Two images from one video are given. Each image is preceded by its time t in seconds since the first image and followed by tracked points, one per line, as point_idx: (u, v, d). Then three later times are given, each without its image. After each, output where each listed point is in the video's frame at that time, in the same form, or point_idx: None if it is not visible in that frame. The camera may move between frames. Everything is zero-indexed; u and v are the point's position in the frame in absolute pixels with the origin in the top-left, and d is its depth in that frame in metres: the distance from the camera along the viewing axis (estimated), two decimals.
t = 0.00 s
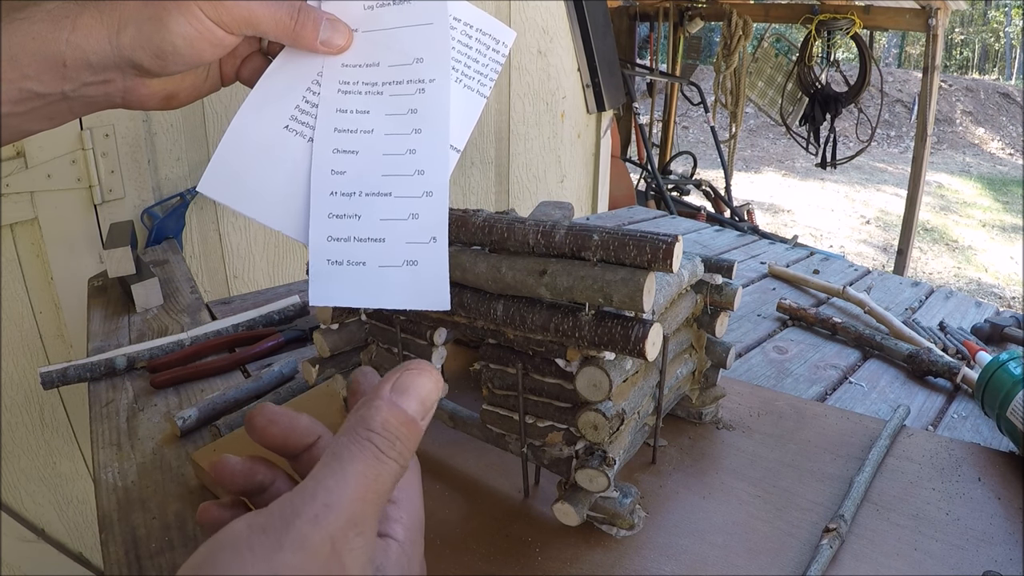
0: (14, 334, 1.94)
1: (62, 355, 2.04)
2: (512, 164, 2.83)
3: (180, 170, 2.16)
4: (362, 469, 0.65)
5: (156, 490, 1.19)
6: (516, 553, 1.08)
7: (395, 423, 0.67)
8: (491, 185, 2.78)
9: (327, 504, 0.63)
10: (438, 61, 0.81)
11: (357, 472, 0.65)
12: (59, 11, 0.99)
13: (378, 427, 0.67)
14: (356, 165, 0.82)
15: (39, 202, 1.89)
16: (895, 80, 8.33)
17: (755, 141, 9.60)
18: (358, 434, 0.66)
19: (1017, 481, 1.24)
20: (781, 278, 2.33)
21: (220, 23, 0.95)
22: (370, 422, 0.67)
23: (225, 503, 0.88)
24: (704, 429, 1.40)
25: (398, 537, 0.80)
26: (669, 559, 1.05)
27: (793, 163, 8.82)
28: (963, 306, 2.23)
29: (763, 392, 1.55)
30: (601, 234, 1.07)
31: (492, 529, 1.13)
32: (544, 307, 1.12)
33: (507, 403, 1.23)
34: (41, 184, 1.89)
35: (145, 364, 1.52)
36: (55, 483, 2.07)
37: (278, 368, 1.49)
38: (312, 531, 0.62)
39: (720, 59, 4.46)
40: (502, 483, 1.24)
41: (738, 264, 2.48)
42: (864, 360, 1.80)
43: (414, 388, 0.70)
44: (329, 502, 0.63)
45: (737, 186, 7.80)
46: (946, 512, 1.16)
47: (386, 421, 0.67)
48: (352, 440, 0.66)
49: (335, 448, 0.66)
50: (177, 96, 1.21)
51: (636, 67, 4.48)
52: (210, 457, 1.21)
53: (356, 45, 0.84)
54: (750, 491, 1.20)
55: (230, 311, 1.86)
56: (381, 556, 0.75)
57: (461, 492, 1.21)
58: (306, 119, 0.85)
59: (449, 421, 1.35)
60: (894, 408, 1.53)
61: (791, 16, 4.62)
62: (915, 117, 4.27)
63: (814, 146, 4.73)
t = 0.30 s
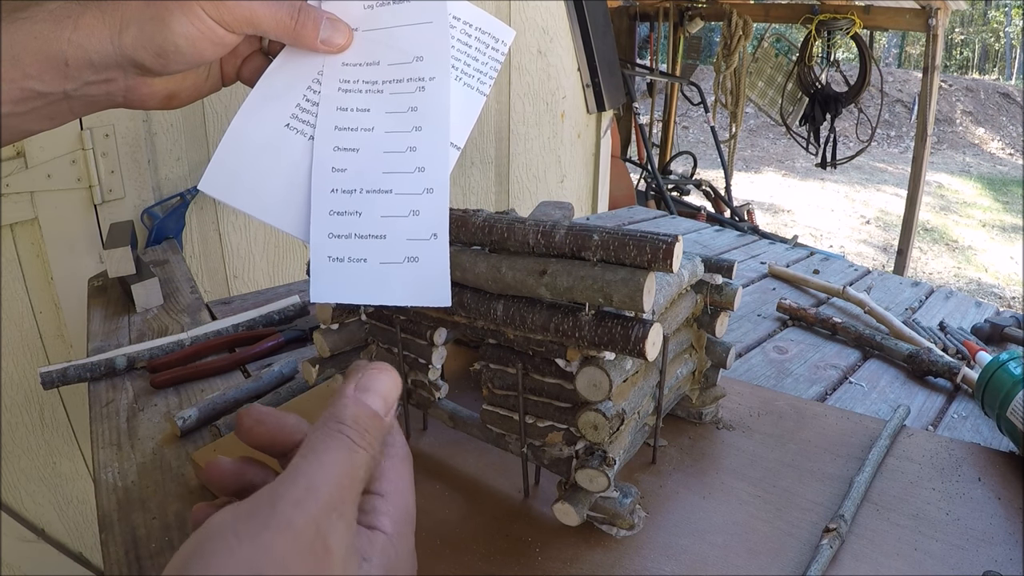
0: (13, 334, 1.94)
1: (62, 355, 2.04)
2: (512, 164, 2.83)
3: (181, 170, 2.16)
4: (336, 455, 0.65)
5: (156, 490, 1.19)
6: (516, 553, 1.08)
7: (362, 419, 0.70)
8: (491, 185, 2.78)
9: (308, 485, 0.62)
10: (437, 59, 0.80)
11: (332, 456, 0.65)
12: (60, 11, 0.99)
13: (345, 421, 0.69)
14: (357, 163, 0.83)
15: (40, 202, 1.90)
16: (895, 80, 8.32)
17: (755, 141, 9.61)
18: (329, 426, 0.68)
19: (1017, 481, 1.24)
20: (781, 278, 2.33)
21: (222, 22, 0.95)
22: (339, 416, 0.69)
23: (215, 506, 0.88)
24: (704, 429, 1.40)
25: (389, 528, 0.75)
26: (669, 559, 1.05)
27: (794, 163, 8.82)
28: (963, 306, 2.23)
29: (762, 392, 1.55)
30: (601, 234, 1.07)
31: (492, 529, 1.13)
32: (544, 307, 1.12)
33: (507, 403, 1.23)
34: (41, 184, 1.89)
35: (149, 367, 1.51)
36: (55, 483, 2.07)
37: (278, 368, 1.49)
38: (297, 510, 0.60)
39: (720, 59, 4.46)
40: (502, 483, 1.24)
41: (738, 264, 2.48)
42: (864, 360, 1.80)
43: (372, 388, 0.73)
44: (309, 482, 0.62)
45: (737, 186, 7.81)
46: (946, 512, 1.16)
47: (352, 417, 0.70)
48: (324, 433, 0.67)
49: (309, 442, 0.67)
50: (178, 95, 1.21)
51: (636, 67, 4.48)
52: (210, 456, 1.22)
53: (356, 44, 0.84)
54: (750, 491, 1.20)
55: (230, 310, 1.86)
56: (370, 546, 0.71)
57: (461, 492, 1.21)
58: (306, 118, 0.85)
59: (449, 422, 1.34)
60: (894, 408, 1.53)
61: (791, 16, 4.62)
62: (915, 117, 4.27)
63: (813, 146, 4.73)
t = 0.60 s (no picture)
0: (13, 334, 1.94)
1: (62, 355, 2.03)
2: (512, 164, 2.83)
3: (180, 170, 2.16)
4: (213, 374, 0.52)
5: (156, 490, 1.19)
6: (516, 553, 1.08)
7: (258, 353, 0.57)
8: (491, 185, 2.78)
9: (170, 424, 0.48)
10: (434, 67, 0.80)
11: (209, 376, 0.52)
12: (59, 15, 1.00)
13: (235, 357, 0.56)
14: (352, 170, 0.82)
15: (40, 202, 1.90)
16: (895, 79, 8.31)
17: (755, 141, 9.61)
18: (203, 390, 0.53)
19: (1017, 481, 1.24)
20: (781, 278, 2.33)
21: (219, 28, 0.94)
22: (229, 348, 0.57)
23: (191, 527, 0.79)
24: (704, 429, 1.40)
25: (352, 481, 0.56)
26: (670, 559, 1.05)
27: (794, 163, 8.82)
28: (963, 306, 2.23)
29: (762, 392, 1.55)
30: (601, 234, 1.07)
31: (492, 529, 1.13)
32: (544, 307, 1.12)
33: (507, 403, 1.23)
34: (41, 184, 1.89)
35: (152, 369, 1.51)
36: (54, 483, 2.08)
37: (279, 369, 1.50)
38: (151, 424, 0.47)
39: (720, 59, 4.46)
40: (502, 482, 1.24)
41: (738, 264, 2.48)
42: (864, 360, 1.80)
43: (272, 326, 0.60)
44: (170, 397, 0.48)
45: (737, 186, 7.81)
46: (946, 512, 1.16)
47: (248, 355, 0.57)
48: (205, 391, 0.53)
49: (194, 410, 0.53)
50: (174, 100, 1.21)
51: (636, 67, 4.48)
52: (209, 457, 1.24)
53: (354, 51, 0.85)
54: (750, 491, 1.20)
55: (230, 310, 1.86)
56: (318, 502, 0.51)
57: (461, 492, 1.21)
58: (303, 124, 0.84)
59: (449, 422, 1.33)
60: (894, 408, 1.53)
61: (791, 16, 4.62)
62: (915, 117, 4.27)
63: (813, 146, 4.74)
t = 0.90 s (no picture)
0: (13, 334, 1.94)
1: (62, 356, 2.03)
2: (512, 164, 2.83)
3: (180, 170, 2.16)
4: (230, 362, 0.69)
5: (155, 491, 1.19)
6: (516, 553, 1.08)
7: (270, 340, 0.75)
8: (491, 185, 2.78)
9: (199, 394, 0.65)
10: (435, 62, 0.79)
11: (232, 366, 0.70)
12: (58, 14, 1.00)
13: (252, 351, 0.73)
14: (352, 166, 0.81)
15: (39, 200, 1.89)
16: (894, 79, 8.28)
17: (755, 141, 9.61)
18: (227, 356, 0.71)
19: (1017, 481, 1.24)
20: (781, 278, 2.33)
21: (219, 25, 0.95)
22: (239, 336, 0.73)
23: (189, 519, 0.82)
24: (704, 429, 1.40)
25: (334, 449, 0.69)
26: (669, 559, 1.05)
27: (793, 163, 8.82)
28: (963, 306, 2.23)
29: (762, 392, 1.55)
30: (601, 234, 1.07)
31: (492, 529, 1.13)
32: (544, 307, 1.12)
33: (506, 403, 1.23)
34: (41, 184, 1.89)
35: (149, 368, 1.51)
36: (54, 483, 2.08)
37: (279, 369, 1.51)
38: (177, 393, 0.64)
39: (720, 58, 4.46)
40: (502, 482, 1.24)
41: (738, 264, 2.48)
42: (864, 360, 1.80)
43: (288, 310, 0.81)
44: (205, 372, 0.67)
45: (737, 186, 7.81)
46: (946, 512, 1.16)
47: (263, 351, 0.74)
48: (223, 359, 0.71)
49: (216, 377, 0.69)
50: (175, 97, 1.21)
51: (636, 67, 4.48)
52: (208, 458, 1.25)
53: (355, 48, 0.84)
54: (750, 491, 1.20)
55: (230, 310, 1.86)
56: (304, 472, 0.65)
57: (461, 492, 1.21)
58: (303, 121, 0.84)
59: (449, 422, 1.33)
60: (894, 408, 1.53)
61: (791, 16, 4.62)
62: (915, 117, 4.26)
63: (813, 146, 4.73)
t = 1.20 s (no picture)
0: (13, 334, 1.94)
1: (61, 356, 2.03)
2: (512, 164, 2.83)
3: (180, 170, 2.16)
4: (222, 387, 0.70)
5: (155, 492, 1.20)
6: (516, 553, 1.08)
7: (262, 364, 0.76)
8: (491, 185, 2.78)
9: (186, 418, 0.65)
10: (437, 62, 0.79)
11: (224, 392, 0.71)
12: (57, 15, 0.99)
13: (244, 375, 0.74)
14: (354, 167, 0.81)
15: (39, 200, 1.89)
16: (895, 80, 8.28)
17: (755, 141, 9.61)
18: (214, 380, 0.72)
19: (1017, 481, 1.24)
20: (781, 278, 2.33)
21: (219, 25, 0.94)
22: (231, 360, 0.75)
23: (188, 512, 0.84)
24: (704, 429, 1.40)
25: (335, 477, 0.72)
26: (669, 559, 1.05)
27: (793, 163, 8.82)
28: (963, 306, 2.23)
29: (762, 392, 1.55)
30: (601, 234, 1.07)
31: (492, 529, 1.13)
32: (544, 307, 1.12)
33: (507, 403, 1.23)
34: (41, 184, 1.89)
35: (150, 368, 1.51)
36: (54, 483, 2.08)
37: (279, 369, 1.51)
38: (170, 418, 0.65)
39: (720, 59, 4.46)
40: (502, 482, 1.24)
41: (738, 264, 2.48)
42: (864, 360, 1.80)
43: (280, 333, 0.83)
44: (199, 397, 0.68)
45: (737, 186, 7.81)
46: (946, 512, 1.16)
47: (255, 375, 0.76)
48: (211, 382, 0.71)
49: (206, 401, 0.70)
50: (175, 97, 1.21)
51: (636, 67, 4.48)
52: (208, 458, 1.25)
53: (356, 48, 0.84)
54: (750, 491, 1.20)
55: (230, 310, 1.86)
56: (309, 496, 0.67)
57: (461, 492, 1.21)
58: (305, 122, 0.83)
59: (449, 422, 1.33)
60: (894, 408, 1.53)
61: (791, 16, 4.62)
62: (915, 117, 4.26)
63: (813, 146, 4.73)
